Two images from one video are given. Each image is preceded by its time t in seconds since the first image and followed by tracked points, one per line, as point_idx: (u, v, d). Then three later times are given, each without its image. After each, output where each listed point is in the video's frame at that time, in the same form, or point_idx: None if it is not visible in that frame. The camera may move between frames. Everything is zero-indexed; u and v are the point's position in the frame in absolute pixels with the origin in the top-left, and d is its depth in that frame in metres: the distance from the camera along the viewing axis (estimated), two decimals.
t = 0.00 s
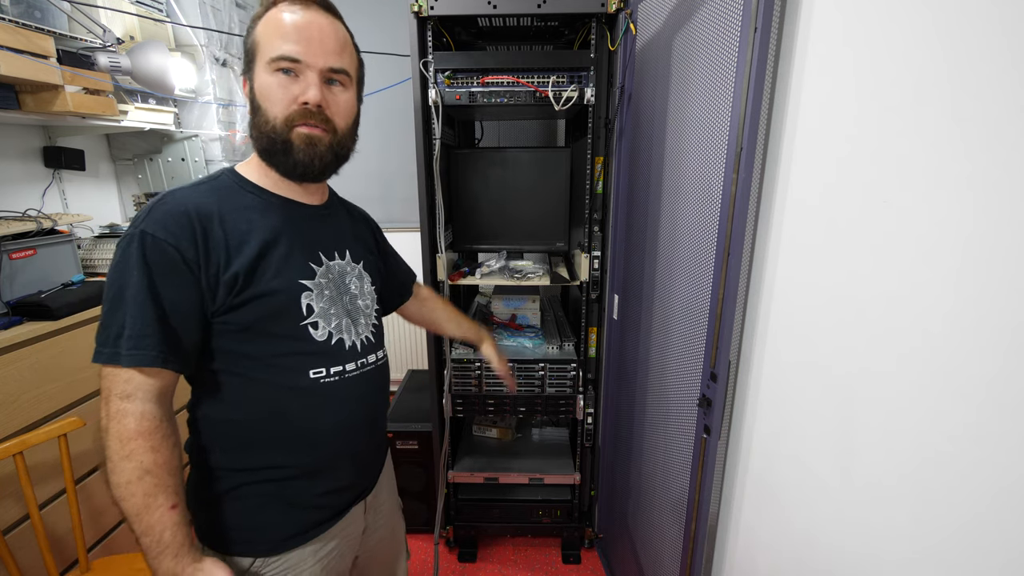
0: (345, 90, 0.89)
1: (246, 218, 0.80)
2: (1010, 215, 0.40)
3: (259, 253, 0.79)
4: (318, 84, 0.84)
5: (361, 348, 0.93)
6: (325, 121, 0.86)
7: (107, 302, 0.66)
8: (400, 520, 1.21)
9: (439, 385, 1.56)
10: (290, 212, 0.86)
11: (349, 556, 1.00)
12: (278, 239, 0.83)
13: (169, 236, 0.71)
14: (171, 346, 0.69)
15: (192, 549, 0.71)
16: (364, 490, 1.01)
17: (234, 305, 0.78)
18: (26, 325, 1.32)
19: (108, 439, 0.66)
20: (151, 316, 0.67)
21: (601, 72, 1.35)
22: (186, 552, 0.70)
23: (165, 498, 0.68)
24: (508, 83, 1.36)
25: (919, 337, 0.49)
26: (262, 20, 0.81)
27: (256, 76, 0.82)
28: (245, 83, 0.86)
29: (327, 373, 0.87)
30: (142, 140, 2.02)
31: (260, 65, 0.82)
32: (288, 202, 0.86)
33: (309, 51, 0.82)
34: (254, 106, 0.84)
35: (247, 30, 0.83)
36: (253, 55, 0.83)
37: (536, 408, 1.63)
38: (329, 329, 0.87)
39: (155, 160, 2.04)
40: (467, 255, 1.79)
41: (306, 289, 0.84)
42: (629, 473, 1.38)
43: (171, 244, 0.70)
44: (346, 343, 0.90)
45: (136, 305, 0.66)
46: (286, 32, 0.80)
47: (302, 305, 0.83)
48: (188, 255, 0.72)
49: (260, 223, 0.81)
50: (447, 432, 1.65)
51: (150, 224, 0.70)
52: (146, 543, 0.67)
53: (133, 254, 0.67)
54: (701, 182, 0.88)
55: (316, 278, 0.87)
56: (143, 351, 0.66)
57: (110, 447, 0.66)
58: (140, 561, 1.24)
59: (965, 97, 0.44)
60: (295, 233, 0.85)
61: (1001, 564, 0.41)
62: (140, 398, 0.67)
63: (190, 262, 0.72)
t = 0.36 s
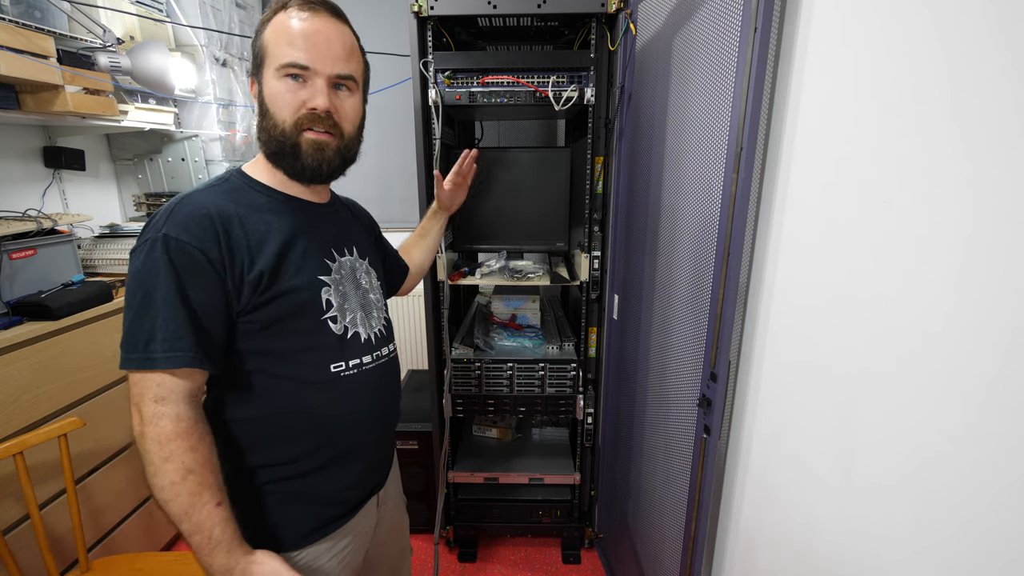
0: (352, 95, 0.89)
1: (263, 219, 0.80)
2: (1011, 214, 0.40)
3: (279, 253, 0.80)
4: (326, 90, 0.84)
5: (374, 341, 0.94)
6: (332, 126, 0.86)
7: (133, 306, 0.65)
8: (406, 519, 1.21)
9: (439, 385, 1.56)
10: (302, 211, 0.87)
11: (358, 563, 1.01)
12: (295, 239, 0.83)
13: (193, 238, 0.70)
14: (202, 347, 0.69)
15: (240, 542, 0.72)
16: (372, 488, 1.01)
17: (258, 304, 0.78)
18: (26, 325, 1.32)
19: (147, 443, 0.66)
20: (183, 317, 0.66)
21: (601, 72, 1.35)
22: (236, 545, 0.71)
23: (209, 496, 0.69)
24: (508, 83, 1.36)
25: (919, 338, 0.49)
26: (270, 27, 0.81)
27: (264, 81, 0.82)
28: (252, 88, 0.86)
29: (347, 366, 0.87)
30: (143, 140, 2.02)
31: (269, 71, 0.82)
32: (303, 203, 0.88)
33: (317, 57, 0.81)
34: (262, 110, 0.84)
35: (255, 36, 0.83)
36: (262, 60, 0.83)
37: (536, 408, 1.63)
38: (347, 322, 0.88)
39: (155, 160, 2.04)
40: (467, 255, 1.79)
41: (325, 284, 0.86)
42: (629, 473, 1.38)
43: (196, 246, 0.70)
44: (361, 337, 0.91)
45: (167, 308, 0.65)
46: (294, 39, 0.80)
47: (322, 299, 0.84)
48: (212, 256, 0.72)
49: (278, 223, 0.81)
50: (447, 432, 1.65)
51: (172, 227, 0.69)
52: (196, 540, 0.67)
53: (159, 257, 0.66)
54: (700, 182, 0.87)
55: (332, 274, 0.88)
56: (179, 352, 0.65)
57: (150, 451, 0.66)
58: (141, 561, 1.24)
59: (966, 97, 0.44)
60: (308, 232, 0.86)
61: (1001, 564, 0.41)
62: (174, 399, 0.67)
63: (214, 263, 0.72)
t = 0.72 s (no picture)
0: (333, 72, 0.88)
1: (272, 221, 0.80)
2: (1011, 213, 0.40)
3: (290, 256, 0.80)
4: (303, 69, 0.83)
5: (379, 340, 0.95)
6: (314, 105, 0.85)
7: (149, 310, 0.64)
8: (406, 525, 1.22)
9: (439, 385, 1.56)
10: (303, 211, 0.87)
11: (361, 569, 1.01)
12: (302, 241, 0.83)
13: (208, 241, 0.69)
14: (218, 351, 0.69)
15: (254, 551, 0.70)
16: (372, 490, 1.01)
17: (271, 308, 0.77)
18: (26, 325, 1.32)
19: (160, 450, 0.65)
20: (202, 322, 0.66)
21: (601, 72, 1.35)
22: (250, 554, 0.69)
23: (224, 504, 0.68)
24: (508, 83, 1.36)
25: (919, 337, 0.49)
26: (242, 19, 0.82)
27: (244, 75, 0.83)
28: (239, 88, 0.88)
29: (358, 366, 0.88)
30: (143, 140, 2.02)
31: (247, 61, 0.82)
32: (306, 204, 0.88)
33: (291, 36, 0.81)
34: (249, 105, 0.85)
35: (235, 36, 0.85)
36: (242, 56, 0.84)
37: (536, 408, 1.63)
38: (357, 324, 0.89)
39: (155, 160, 2.04)
40: (467, 255, 1.79)
41: (334, 287, 0.86)
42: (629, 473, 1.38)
43: (211, 249, 0.69)
44: (370, 338, 0.92)
45: (186, 312, 0.65)
46: (267, 25, 0.81)
47: (331, 302, 0.85)
48: (227, 259, 0.71)
49: (286, 225, 0.81)
50: (447, 432, 1.65)
51: (186, 229, 0.68)
52: (209, 551, 0.66)
53: (175, 260, 0.65)
54: (700, 182, 0.87)
55: (338, 276, 0.88)
56: (198, 357, 0.65)
57: (163, 458, 0.65)
58: (141, 561, 1.24)
59: (966, 97, 0.44)
60: (313, 234, 0.86)
61: (1001, 564, 0.41)
62: (190, 406, 0.66)
63: (229, 266, 0.71)
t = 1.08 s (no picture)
0: (366, 90, 0.90)
1: (273, 215, 0.80)
2: (1012, 211, 0.40)
3: (287, 252, 0.80)
4: (341, 85, 0.84)
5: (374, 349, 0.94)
6: (347, 120, 0.86)
7: (135, 289, 0.64)
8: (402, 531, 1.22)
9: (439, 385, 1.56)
10: (317, 214, 0.87)
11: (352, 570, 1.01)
12: (303, 238, 0.83)
13: (200, 225, 0.70)
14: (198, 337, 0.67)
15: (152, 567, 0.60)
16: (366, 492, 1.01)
17: (260, 300, 0.77)
18: (25, 325, 1.32)
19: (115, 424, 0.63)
20: (183, 305, 0.65)
21: (601, 72, 1.35)
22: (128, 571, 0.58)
23: (129, 508, 0.60)
24: (508, 83, 1.35)
25: (920, 337, 0.49)
26: (284, 27, 0.83)
27: (279, 81, 0.84)
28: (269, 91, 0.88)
29: (344, 373, 0.87)
30: (142, 140, 2.02)
31: (285, 70, 0.83)
32: (318, 205, 0.88)
33: (333, 52, 0.83)
34: (279, 109, 0.85)
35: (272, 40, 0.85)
36: (279, 61, 0.84)
37: (536, 408, 1.63)
38: (348, 327, 0.89)
39: (155, 160, 2.04)
40: (467, 255, 1.79)
41: (329, 287, 0.86)
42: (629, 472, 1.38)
43: (203, 235, 0.69)
44: (361, 345, 0.91)
45: (170, 294, 0.64)
46: (309, 37, 0.81)
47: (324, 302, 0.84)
48: (219, 247, 0.71)
49: (287, 221, 0.81)
50: (447, 432, 1.65)
51: (182, 214, 0.69)
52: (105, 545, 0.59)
53: (166, 242, 0.66)
54: (701, 182, 0.87)
55: (337, 277, 0.88)
56: (171, 339, 0.64)
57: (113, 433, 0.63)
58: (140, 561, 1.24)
59: (966, 96, 0.44)
60: (318, 233, 0.86)
61: (1000, 563, 0.41)
62: (142, 387, 0.63)
63: (221, 254, 0.72)
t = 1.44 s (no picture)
0: (375, 95, 0.92)
1: (269, 215, 0.81)
2: (1012, 211, 0.40)
3: (282, 252, 0.80)
4: (353, 88, 0.86)
5: (368, 353, 0.94)
6: (357, 122, 0.88)
7: (122, 284, 0.64)
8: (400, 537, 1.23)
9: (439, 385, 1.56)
10: (314, 215, 0.87)
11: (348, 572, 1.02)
12: (299, 238, 0.83)
13: (192, 222, 0.70)
14: (183, 335, 0.67)
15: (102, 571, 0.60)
16: (364, 493, 1.01)
17: (252, 300, 0.77)
18: (25, 325, 1.32)
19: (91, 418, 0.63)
20: (167, 301, 0.65)
21: (601, 72, 1.35)
22: None
23: (83, 514, 0.59)
24: (508, 83, 1.35)
25: (921, 338, 0.49)
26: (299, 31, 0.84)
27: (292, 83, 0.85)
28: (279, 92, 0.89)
29: (337, 379, 0.87)
30: (142, 140, 2.02)
31: (298, 71, 0.84)
32: (318, 206, 0.88)
33: (347, 56, 0.85)
34: (288, 108, 0.86)
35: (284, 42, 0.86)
36: (291, 63, 0.85)
37: (536, 408, 1.63)
38: (342, 330, 0.88)
39: (155, 160, 2.04)
40: (467, 255, 1.79)
41: (323, 289, 0.85)
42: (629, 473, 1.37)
43: (193, 232, 0.70)
44: (355, 351, 0.91)
45: (156, 290, 0.64)
46: (324, 40, 0.83)
47: (318, 305, 0.84)
48: (210, 244, 0.71)
49: (282, 221, 0.82)
50: (447, 432, 1.65)
51: (174, 211, 0.69)
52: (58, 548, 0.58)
53: (155, 238, 0.66)
54: (701, 182, 0.87)
55: (332, 280, 0.88)
56: (155, 336, 0.63)
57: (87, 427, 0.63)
58: (140, 561, 1.24)
59: (967, 96, 0.44)
60: (314, 234, 0.86)
61: (1000, 563, 0.41)
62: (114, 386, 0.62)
63: (211, 252, 0.72)
